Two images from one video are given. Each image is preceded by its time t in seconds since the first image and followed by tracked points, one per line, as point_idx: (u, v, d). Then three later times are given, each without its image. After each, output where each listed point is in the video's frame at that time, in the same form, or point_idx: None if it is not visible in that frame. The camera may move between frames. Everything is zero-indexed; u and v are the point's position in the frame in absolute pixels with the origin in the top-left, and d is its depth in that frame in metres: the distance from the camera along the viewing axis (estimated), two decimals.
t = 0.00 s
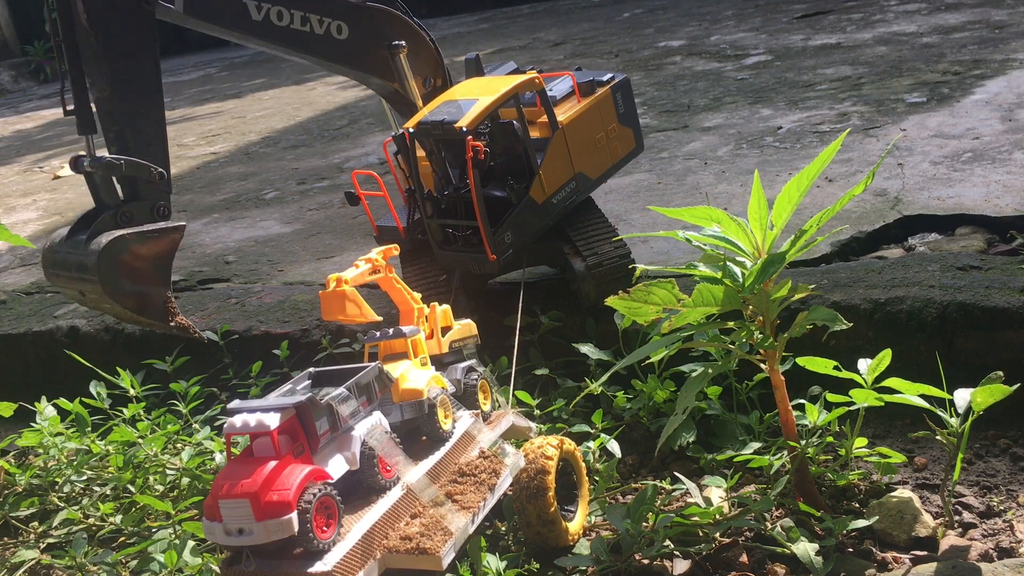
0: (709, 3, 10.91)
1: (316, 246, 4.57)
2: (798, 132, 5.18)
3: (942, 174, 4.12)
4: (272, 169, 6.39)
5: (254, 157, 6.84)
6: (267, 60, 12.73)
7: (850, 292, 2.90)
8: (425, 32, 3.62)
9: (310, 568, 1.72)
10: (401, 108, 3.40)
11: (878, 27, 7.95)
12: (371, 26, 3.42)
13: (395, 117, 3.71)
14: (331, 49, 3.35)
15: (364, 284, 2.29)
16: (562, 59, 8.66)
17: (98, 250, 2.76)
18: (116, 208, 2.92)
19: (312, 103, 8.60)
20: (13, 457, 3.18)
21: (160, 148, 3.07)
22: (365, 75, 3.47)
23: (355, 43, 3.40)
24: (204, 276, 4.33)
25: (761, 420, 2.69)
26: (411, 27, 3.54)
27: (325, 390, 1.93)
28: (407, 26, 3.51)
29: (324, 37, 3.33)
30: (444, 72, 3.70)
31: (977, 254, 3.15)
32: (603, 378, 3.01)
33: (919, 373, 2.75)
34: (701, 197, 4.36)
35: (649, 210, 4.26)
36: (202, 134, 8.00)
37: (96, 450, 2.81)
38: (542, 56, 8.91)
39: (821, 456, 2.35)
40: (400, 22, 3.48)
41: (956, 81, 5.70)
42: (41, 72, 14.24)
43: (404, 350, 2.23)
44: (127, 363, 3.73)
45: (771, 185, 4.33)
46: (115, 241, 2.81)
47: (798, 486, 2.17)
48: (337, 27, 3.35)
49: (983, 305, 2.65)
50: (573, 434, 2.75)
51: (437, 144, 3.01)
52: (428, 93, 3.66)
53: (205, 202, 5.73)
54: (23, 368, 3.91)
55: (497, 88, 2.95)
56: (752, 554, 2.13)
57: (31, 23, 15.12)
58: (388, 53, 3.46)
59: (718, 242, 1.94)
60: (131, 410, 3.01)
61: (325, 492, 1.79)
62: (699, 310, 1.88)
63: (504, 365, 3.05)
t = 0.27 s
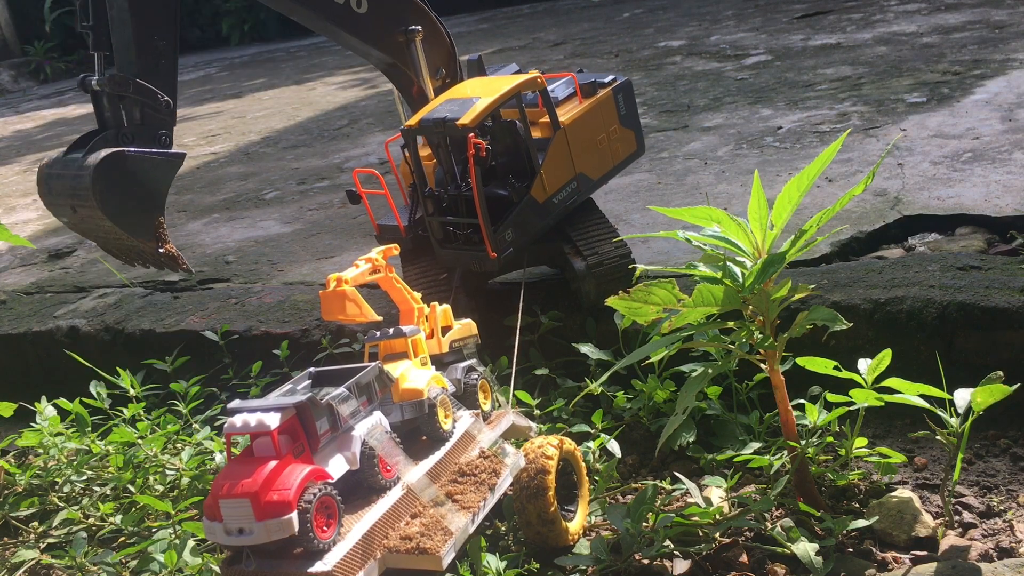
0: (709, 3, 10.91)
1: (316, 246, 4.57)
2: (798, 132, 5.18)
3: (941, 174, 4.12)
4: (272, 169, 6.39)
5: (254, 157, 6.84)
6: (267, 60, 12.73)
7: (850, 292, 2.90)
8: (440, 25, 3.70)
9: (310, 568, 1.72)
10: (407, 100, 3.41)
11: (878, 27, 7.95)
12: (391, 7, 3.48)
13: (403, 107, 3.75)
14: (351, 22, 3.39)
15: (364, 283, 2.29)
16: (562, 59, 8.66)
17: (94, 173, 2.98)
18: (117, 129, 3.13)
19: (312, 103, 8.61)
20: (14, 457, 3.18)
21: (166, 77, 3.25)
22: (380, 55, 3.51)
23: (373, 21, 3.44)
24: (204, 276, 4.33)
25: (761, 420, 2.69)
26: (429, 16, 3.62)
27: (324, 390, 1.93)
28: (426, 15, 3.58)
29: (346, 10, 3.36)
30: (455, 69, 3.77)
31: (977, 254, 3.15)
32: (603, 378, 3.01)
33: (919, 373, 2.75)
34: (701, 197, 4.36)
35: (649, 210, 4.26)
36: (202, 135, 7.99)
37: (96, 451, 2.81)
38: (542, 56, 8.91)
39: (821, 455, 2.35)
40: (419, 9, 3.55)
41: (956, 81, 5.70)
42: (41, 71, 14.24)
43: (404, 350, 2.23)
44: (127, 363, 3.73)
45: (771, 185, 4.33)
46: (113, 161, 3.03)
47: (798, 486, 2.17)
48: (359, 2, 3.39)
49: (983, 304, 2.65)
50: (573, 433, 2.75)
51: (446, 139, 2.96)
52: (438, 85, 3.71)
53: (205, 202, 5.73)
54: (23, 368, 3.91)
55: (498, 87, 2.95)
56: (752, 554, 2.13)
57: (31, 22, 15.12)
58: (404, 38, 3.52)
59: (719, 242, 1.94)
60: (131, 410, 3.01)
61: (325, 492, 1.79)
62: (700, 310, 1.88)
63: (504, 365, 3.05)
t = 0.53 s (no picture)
0: (709, 3, 10.91)
1: (316, 246, 4.57)
2: (798, 132, 5.18)
3: (941, 174, 4.12)
4: (272, 169, 6.39)
5: (254, 157, 6.83)
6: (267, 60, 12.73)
7: (850, 292, 2.90)
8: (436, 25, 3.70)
9: (310, 568, 1.72)
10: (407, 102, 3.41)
11: (878, 27, 7.95)
12: (386, 10, 3.47)
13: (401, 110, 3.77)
14: (347, 26, 3.38)
15: (364, 284, 2.29)
16: (562, 59, 8.66)
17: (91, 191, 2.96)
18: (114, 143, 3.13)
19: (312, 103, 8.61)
20: (14, 457, 3.18)
21: (163, 90, 3.24)
22: (377, 59, 3.52)
23: (369, 24, 3.44)
24: (204, 276, 4.33)
25: (761, 420, 2.69)
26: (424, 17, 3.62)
27: (324, 391, 1.93)
28: (421, 16, 3.58)
29: (341, 14, 3.35)
30: (453, 71, 3.78)
31: (977, 254, 3.15)
32: (603, 378, 3.01)
33: (919, 373, 2.75)
34: (701, 197, 4.36)
35: (649, 210, 4.26)
36: (202, 135, 7.99)
37: (96, 451, 2.81)
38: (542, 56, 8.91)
39: (821, 456, 2.35)
40: (414, 9, 3.55)
41: (956, 81, 5.70)
42: (41, 71, 14.25)
43: (404, 349, 2.23)
44: (127, 363, 3.73)
45: (771, 185, 4.33)
46: (112, 177, 3.02)
47: (798, 486, 2.17)
48: (353, 5, 3.38)
49: (983, 305, 2.65)
50: (573, 433, 2.75)
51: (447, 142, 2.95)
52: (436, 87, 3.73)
53: (205, 202, 5.73)
54: (23, 368, 3.91)
55: (496, 88, 2.95)
56: (753, 554, 2.13)
57: (31, 22, 15.13)
58: (400, 41, 3.52)
59: (719, 242, 1.94)
60: (131, 410, 3.01)
61: (325, 492, 1.79)
62: (699, 311, 1.88)
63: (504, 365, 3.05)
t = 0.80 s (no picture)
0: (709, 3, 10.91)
1: (316, 246, 4.57)
2: (798, 132, 5.18)
3: (941, 174, 4.12)
4: (272, 169, 6.39)
5: (254, 157, 6.83)
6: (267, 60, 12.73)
7: (850, 292, 2.90)
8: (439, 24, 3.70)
9: (310, 568, 1.72)
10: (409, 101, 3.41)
11: (878, 27, 7.95)
12: (389, 7, 3.47)
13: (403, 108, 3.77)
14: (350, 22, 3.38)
15: (364, 284, 2.29)
16: (562, 59, 8.66)
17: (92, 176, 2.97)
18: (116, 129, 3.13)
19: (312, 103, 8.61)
20: (14, 457, 3.18)
21: (166, 78, 3.25)
22: (380, 56, 3.52)
23: (372, 21, 3.44)
24: (204, 276, 4.33)
25: (761, 420, 2.69)
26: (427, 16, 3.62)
27: (324, 391, 1.93)
28: (425, 15, 3.58)
29: (345, 10, 3.35)
30: (455, 70, 3.78)
31: (977, 254, 3.15)
32: (603, 378, 3.01)
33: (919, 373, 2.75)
34: (701, 197, 4.36)
35: (649, 210, 4.26)
36: (202, 135, 7.99)
37: (96, 451, 2.81)
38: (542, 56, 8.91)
39: (821, 456, 2.35)
40: (418, 8, 3.55)
41: (956, 81, 5.70)
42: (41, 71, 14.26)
43: (404, 349, 2.23)
44: (127, 363, 3.73)
45: (771, 185, 4.33)
46: (113, 162, 3.03)
47: (798, 486, 2.17)
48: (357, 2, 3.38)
49: (983, 305, 2.65)
50: (573, 433, 2.75)
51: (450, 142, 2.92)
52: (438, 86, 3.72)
53: (205, 202, 5.73)
54: (23, 368, 3.91)
55: (498, 87, 2.95)
56: (753, 554, 2.13)
57: (31, 23, 15.13)
58: (403, 38, 3.52)
59: (719, 242, 1.94)
60: (131, 410, 3.01)
61: (325, 492, 1.79)
62: (699, 311, 1.88)
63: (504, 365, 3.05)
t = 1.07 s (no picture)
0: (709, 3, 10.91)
1: (316, 246, 4.57)
2: (798, 132, 5.18)
3: (941, 174, 4.12)
4: (272, 169, 6.39)
5: (254, 157, 6.83)
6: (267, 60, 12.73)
7: (850, 292, 2.90)
8: (437, 25, 3.70)
9: (310, 568, 1.72)
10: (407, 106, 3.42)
11: (878, 27, 7.95)
12: (386, 9, 3.47)
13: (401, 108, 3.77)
14: (345, 25, 3.38)
15: (364, 284, 2.29)
16: (562, 59, 8.66)
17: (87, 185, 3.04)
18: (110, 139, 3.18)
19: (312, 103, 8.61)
20: (14, 457, 3.18)
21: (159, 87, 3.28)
22: (376, 58, 3.52)
23: (368, 23, 3.44)
24: (203, 276, 4.33)
25: (761, 420, 2.69)
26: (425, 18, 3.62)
27: (324, 391, 1.93)
28: (422, 16, 3.58)
29: (340, 13, 3.35)
30: (454, 70, 3.77)
31: (977, 254, 3.15)
32: (603, 378, 3.02)
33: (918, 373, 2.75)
34: (701, 197, 4.35)
35: (649, 210, 4.26)
36: (202, 135, 7.99)
37: (96, 451, 2.81)
38: (542, 56, 8.91)
39: (821, 456, 2.35)
40: (415, 9, 3.55)
41: (956, 81, 5.70)
42: (41, 71, 14.25)
43: (404, 350, 2.22)
44: (127, 363, 3.73)
45: (771, 185, 4.33)
46: (105, 173, 3.09)
47: (799, 486, 2.17)
48: (352, 5, 3.38)
49: (983, 305, 2.65)
50: (573, 433, 2.75)
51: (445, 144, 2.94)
52: (436, 86, 3.72)
53: (205, 202, 5.73)
54: (23, 369, 3.91)
55: (494, 89, 2.95)
56: (753, 554, 2.13)
57: (31, 23, 15.13)
58: (400, 40, 3.52)
59: (719, 242, 1.94)
60: (131, 410, 3.01)
61: (325, 492, 1.79)
62: (699, 311, 1.88)
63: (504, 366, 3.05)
